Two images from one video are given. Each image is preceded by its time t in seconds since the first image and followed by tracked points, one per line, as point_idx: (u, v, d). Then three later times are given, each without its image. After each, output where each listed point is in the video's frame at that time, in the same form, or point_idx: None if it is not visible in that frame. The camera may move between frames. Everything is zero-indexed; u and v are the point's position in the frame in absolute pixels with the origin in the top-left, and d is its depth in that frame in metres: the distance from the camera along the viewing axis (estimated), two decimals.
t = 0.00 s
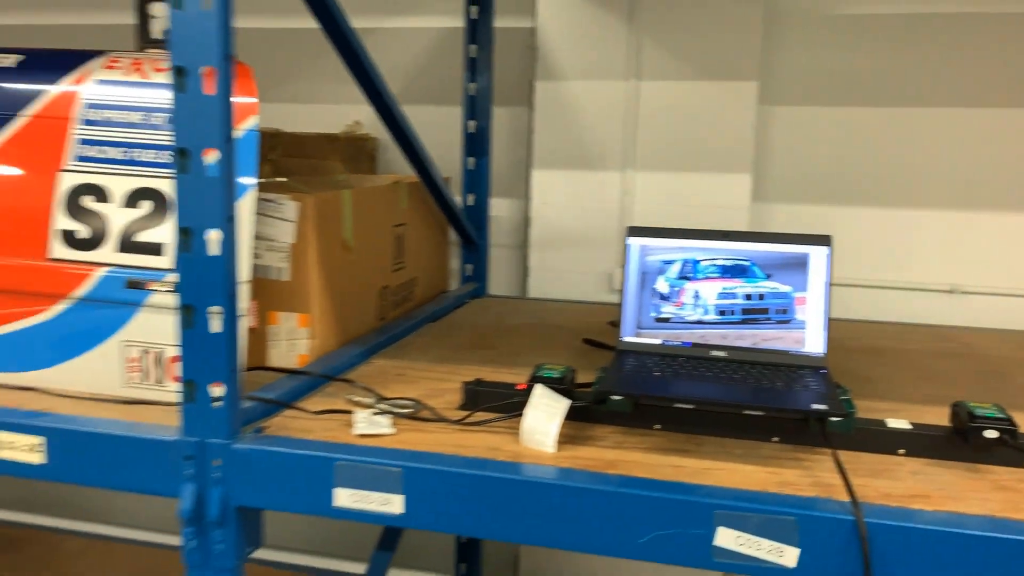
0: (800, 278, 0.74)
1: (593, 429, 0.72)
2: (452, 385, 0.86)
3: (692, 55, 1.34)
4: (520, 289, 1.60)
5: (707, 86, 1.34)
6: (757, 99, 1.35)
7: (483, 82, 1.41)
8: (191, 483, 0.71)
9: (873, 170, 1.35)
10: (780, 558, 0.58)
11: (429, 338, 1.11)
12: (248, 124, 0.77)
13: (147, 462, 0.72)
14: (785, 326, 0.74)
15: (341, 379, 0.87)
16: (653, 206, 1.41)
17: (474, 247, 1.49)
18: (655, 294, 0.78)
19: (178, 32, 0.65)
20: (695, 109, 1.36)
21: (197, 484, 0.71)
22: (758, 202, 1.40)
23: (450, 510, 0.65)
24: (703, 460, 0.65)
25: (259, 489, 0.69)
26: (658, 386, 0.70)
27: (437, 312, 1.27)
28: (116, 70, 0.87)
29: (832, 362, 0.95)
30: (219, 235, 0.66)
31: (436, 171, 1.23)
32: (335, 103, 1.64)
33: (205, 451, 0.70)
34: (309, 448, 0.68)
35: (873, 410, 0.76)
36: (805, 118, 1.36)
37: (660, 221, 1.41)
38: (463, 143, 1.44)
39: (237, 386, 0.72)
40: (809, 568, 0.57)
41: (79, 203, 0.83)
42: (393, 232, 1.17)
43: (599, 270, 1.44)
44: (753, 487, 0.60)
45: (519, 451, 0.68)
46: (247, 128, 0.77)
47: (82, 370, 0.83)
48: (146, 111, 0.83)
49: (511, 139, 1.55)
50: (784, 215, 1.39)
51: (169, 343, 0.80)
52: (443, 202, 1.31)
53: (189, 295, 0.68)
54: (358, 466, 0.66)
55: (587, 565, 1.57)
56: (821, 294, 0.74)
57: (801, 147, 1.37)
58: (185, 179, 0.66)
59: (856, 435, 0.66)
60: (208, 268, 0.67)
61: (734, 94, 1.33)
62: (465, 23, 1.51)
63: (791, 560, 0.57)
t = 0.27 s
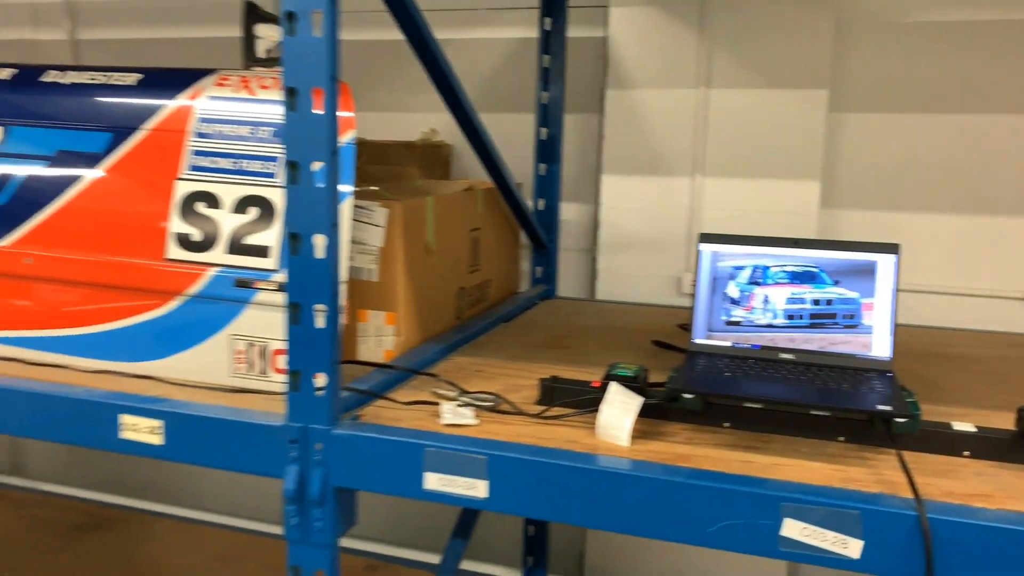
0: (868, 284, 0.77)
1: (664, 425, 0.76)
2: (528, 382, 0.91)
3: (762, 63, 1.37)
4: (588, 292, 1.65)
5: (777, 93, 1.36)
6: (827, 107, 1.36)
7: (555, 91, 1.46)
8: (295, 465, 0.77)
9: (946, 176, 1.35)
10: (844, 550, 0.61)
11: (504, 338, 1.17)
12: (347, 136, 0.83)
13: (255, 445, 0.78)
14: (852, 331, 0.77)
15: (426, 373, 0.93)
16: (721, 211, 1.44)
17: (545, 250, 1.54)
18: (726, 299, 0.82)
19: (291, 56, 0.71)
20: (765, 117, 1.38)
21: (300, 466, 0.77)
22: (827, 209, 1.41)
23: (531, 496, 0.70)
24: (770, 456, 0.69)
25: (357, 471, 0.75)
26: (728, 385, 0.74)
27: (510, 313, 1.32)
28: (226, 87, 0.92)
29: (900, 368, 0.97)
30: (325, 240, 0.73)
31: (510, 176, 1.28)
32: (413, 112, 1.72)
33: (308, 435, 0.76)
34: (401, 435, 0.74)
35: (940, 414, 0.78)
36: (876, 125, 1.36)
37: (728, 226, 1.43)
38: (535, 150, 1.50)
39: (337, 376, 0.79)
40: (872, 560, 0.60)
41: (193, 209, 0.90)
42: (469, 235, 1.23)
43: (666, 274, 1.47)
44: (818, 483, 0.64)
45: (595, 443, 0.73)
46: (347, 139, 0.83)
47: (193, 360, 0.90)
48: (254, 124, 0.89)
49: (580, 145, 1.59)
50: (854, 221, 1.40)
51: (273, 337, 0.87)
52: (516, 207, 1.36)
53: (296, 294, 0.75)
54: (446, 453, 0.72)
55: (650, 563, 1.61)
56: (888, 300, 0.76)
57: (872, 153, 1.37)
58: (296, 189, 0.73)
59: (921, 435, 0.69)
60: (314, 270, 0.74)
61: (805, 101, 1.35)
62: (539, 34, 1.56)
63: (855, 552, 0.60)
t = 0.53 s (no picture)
0: (920, 292, 0.80)
1: (721, 423, 0.81)
2: (590, 382, 0.97)
3: (818, 74, 1.40)
4: (644, 297, 1.69)
5: (833, 104, 1.39)
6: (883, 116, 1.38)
7: (614, 102, 1.51)
8: (377, 453, 0.84)
9: (1003, 185, 1.36)
10: (893, 542, 0.65)
11: (564, 340, 1.23)
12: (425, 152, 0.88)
13: (341, 434, 0.85)
14: (904, 336, 0.80)
15: (494, 372, 1.00)
16: (777, 219, 1.47)
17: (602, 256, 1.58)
18: (781, 305, 0.86)
19: (380, 82, 0.78)
20: (820, 126, 1.41)
21: (382, 455, 0.84)
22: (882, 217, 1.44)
23: (596, 486, 0.75)
24: (823, 454, 0.73)
25: (434, 460, 0.82)
26: (784, 386, 0.79)
27: (568, 316, 1.38)
28: (314, 105, 1.00)
29: (953, 373, 0.99)
30: (408, 248, 0.80)
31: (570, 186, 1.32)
32: (475, 122, 1.79)
33: (390, 426, 0.83)
34: (476, 427, 0.81)
35: (990, 418, 0.81)
36: (933, 134, 1.38)
37: (783, 233, 1.47)
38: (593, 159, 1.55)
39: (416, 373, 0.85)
40: (920, 552, 0.64)
41: (283, 217, 0.98)
42: (531, 242, 1.28)
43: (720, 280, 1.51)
44: (869, 479, 0.68)
45: (656, 439, 0.78)
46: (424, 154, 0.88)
47: (282, 356, 0.99)
48: (340, 141, 0.97)
49: (637, 153, 1.64)
50: (909, 229, 1.42)
51: (355, 336, 0.94)
52: (575, 214, 1.42)
53: (381, 296, 0.82)
54: (518, 445, 0.78)
55: (702, 562, 1.64)
56: (939, 308, 0.79)
57: (928, 162, 1.39)
58: (382, 202, 0.80)
59: (970, 437, 0.72)
60: (397, 275, 0.81)
61: (861, 112, 1.38)
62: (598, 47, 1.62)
63: (903, 544, 0.64)
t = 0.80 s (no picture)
0: (952, 295, 0.84)
1: (759, 417, 0.85)
2: (634, 378, 1.02)
3: (857, 81, 1.43)
4: (685, 298, 1.73)
5: (872, 110, 1.43)
6: (922, 122, 1.42)
7: (656, 108, 1.56)
8: (435, 441, 0.90)
9: None
10: (922, 529, 0.69)
11: (607, 339, 1.28)
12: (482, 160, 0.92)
13: (401, 423, 0.92)
14: (937, 337, 0.84)
15: (542, 368, 1.05)
16: (816, 223, 1.51)
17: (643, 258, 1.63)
18: (818, 306, 0.90)
19: (441, 97, 0.85)
20: (859, 132, 1.44)
21: (439, 442, 0.90)
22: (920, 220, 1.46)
23: (641, 474, 0.81)
24: (857, 447, 0.77)
25: (488, 449, 0.88)
26: (820, 383, 0.83)
27: (611, 316, 1.43)
28: (374, 117, 1.08)
29: (987, 373, 1.03)
30: (465, 251, 0.86)
31: (613, 190, 1.37)
32: (519, 128, 1.85)
33: (447, 416, 0.89)
34: (527, 418, 0.86)
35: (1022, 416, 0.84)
36: (971, 139, 1.41)
37: (821, 236, 1.50)
38: (636, 164, 1.59)
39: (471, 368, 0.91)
40: (948, 538, 0.68)
41: (346, 222, 1.05)
42: (576, 245, 1.34)
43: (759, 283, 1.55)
44: (900, 470, 0.72)
45: (697, 431, 0.83)
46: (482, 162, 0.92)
47: (346, 351, 1.06)
48: (399, 150, 1.04)
49: (678, 158, 1.69)
50: (949, 232, 1.45)
51: (413, 333, 1.01)
52: (617, 218, 1.46)
53: (439, 295, 0.88)
54: (567, 435, 0.83)
55: (741, 557, 1.68)
56: (971, 310, 0.83)
57: (966, 167, 1.42)
58: (441, 208, 0.86)
59: (999, 432, 0.76)
60: (455, 276, 0.87)
61: (899, 117, 1.41)
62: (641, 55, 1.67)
63: (932, 530, 0.69)
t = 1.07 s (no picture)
0: (972, 292, 0.86)
1: (782, 409, 0.89)
2: (661, 372, 1.06)
3: (883, 83, 1.46)
4: (711, 296, 1.77)
5: (898, 112, 1.46)
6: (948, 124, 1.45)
7: (684, 110, 1.59)
8: (471, 430, 0.95)
9: None
10: (938, 516, 0.72)
11: (636, 335, 1.32)
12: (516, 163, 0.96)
13: (439, 413, 0.97)
14: (956, 333, 0.87)
15: (573, 362, 1.10)
16: (842, 223, 1.54)
17: (671, 257, 1.67)
18: (840, 303, 0.93)
19: (478, 104, 0.89)
20: (887, 134, 1.47)
21: (475, 431, 0.95)
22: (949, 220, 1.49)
23: (667, 462, 0.85)
24: (876, 438, 0.81)
25: (521, 437, 0.92)
26: (841, 377, 0.87)
27: (639, 314, 1.47)
28: (412, 122, 1.13)
29: (1008, 369, 1.05)
30: (500, 250, 0.91)
31: (642, 190, 1.40)
32: (549, 130, 1.90)
33: (483, 406, 0.94)
34: (559, 409, 0.91)
35: None
36: (997, 141, 1.44)
37: (846, 235, 1.54)
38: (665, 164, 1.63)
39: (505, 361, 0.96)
40: (963, 525, 0.71)
41: (387, 222, 1.11)
42: (605, 244, 1.38)
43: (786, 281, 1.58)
44: (918, 459, 0.75)
45: (722, 422, 0.86)
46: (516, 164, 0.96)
47: (386, 345, 1.11)
48: (437, 153, 1.09)
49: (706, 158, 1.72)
50: (974, 232, 1.48)
51: (450, 327, 1.06)
52: (646, 217, 1.50)
53: (476, 292, 0.93)
54: (597, 424, 0.87)
55: (767, 552, 1.71)
56: (990, 307, 0.86)
57: (991, 167, 1.45)
58: (478, 209, 0.91)
59: (1015, 424, 0.79)
60: (491, 273, 0.92)
61: (925, 119, 1.44)
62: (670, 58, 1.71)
63: (947, 517, 0.72)
